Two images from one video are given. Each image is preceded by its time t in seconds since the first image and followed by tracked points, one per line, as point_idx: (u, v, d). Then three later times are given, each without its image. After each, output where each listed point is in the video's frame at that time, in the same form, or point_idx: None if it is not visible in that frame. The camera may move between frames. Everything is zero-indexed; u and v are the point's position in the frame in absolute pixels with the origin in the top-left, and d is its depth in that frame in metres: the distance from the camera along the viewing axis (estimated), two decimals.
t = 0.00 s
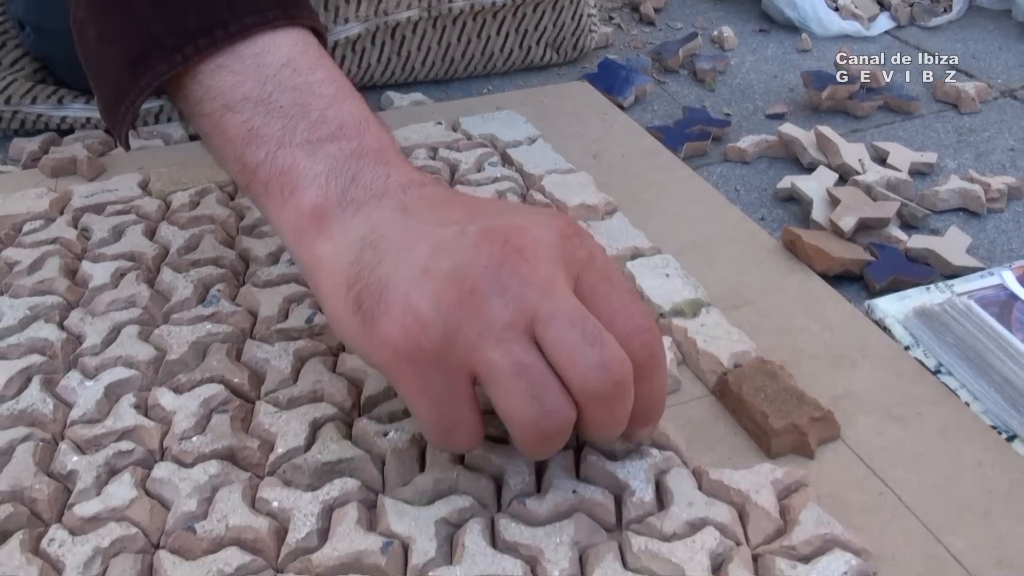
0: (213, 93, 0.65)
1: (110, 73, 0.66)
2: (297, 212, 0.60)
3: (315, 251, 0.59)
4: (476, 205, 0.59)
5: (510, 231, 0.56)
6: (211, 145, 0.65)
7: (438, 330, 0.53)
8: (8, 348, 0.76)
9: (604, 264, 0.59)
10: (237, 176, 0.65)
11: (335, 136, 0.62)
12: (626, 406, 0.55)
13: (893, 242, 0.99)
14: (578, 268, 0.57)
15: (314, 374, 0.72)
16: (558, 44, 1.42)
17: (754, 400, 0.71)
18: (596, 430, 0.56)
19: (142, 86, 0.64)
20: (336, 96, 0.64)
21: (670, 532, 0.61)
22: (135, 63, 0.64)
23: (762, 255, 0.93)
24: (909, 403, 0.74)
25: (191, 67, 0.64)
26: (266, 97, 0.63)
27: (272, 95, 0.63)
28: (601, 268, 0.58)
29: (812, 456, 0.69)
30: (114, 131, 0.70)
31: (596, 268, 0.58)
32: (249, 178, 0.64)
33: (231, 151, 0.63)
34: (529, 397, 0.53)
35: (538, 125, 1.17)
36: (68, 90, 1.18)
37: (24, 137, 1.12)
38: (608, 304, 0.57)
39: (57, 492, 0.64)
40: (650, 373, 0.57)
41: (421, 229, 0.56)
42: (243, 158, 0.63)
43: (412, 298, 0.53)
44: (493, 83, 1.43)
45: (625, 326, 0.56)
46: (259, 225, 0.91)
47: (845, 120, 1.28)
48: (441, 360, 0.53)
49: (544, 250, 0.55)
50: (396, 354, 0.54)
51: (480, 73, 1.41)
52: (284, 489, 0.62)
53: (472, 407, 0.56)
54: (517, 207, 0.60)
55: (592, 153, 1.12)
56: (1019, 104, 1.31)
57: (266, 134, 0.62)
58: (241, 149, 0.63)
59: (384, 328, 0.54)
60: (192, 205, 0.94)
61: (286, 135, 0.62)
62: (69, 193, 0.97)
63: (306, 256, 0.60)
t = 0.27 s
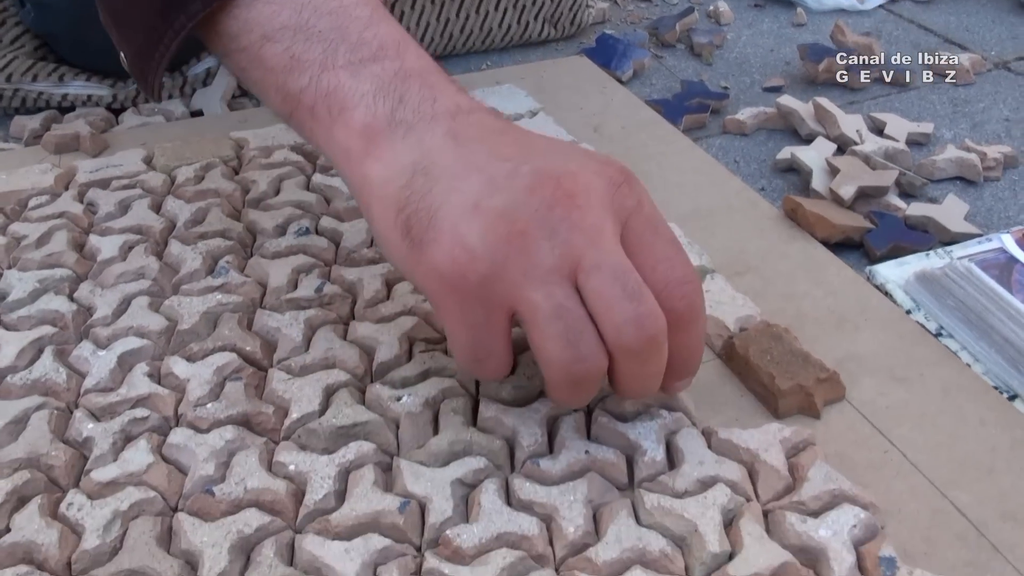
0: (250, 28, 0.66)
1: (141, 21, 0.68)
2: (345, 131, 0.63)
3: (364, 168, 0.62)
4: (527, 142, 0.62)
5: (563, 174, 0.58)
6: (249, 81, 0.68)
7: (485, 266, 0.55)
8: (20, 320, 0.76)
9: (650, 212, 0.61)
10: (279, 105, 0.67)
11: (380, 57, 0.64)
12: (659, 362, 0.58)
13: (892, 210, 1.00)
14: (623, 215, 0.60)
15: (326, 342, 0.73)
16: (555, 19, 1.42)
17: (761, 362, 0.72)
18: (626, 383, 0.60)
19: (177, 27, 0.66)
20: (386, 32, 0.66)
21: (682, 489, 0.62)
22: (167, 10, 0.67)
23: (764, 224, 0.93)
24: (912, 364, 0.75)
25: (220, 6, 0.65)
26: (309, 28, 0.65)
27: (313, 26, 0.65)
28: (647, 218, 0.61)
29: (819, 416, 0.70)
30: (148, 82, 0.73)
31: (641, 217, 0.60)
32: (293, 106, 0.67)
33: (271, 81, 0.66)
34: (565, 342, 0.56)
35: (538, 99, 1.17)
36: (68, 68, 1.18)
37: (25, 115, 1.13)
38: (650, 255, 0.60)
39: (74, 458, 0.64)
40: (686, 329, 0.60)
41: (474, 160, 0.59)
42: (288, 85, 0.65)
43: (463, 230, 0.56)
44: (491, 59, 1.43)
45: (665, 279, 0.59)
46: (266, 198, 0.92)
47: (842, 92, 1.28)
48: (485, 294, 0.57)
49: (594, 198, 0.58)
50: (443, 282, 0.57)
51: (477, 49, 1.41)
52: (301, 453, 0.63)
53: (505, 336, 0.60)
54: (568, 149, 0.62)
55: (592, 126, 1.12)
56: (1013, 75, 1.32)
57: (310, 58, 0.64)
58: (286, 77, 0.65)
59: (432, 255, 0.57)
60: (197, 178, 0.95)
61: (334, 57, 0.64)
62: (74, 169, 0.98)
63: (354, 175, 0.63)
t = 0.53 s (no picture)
0: None
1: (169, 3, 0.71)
2: (373, 96, 0.66)
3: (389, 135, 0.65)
4: (551, 127, 0.63)
5: (586, 163, 0.60)
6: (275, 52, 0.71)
7: (500, 245, 0.58)
8: (39, 302, 0.78)
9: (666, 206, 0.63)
10: (303, 70, 0.70)
11: (407, 26, 0.68)
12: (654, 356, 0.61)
13: (887, 189, 1.01)
14: (638, 209, 0.62)
15: (342, 321, 0.74)
16: (554, 4, 1.44)
17: (765, 334, 0.74)
18: (620, 371, 0.62)
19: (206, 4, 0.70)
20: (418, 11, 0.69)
21: (692, 457, 0.64)
22: None
23: (764, 203, 0.95)
24: (911, 336, 0.77)
25: None
26: None
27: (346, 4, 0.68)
28: (660, 213, 0.63)
29: (822, 387, 0.72)
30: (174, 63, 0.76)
31: (654, 213, 0.62)
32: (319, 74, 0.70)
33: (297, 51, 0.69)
34: (567, 326, 0.58)
35: (538, 83, 1.19)
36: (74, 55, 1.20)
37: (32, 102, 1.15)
38: (659, 250, 0.62)
39: (100, 435, 0.66)
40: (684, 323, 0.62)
41: (497, 138, 0.61)
42: (315, 54, 0.68)
43: (482, 207, 0.58)
44: (490, 45, 1.44)
45: (669, 276, 0.61)
46: (276, 181, 0.94)
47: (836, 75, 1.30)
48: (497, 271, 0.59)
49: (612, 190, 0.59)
50: (456, 254, 0.60)
51: (477, 34, 1.42)
52: (322, 426, 0.65)
53: (511, 314, 0.62)
54: (590, 137, 0.64)
55: (593, 109, 1.14)
56: (1003, 57, 1.34)
57: (337, 27, 0.68)
58: (314, 45, 0.68)
59: (448, 228, 0.60)
60: (207, 163, 0.97)
61: (364, 25, 0.67)
62: (84, 155, 1.00)
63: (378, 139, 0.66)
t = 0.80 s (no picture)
0: None
1: None
2: (398, 82, 0.68)
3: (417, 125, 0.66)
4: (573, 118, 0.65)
5: (608, 157, 0.62)
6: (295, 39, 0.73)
7: (524, 237, 0.60)
8: (62, 287, 0.80)
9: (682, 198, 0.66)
10: (326, 56, 0.72)
11: (431, 15, 0.69)
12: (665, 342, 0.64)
13: (879, 173, 1.05)
14: (654, 201, 0.64)
15: (359, 301, 0.77)
16: None
17: (767, 310, 0.77)
18: (632, 354, 0.66)
19: None
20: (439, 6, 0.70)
21: (700, 426, 0.67)
22: None
23: (762, 187, 0.98)
24: (905, 312, 0.80)
25: None
26: None
27: None
28: (674, 205, 0.65)
29: (821, 359, 0.75)
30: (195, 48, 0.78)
31: (670, 204, 0.65)
32: (343, 59, 0.71)
33: (319, 37, 0.71)
34: (585, 313, 0.62)
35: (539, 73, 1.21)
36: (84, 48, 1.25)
37: (41, 94, 1.18)
38: (673, 240, 0.65)
39: (129, 412, 0.68)
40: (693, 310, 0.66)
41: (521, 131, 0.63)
42: (341, 40, 0.70)
43: (508, 202, 0.61)
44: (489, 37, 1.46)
45: (680, 266, 0.64)
46: (288, 169, 0.97)
47: (828, 63, 1.33)
48: (521, 262, 0.62)
49: (632, 185, 0.62)
50: (482, 246, 0.63)
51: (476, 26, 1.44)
52: (345, 401, 0.67)
53: (533, 300, 0.65)
54: (610, 127, 0.66)
55: (593, 97, 1.16)
56: (990, 45, 1.37)
57: (362, 14, 0.69)
58: (338, 31, 0.69)
59: (473, 220, 0.63)
60: (219, 152, 1.00)
61: (390, 12, 0.68)
62: (98, 146, 1.02)
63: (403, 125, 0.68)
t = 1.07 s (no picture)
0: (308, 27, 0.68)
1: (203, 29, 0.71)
2: (401, 128, 0.69)
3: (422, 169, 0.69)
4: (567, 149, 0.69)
5: (603, 181, 0.65)
6: (304, 80, 0.71)
7: (534, 270, 0.64)
8: (93, 306, 0.83)
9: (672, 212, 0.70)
10: (330, 101, 0.71)
11: (430, 62, 0.69)
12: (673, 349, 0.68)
13: (873, 191, 1.09)
14: (650, 218, 0.68)
15: (381, 318, 0.80)
16: (552, 21, 1.51)
17: (770, 323, 0.81)
18: (641, 365, 0.70)
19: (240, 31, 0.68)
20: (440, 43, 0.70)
21: (710, 433, 0.70)
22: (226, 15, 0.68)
23: (763, 206, 1.02)
24: (901, 323, 0.84)
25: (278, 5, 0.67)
26: (366, 33, 0.68)
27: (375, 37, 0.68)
28: (668, 220, 0.69)
29: (823, 369, 0.79)
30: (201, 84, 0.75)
31: (662, 220, 0.69)
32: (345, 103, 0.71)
33: (329, 84, 0.69)
34: (596, 332, 0.65)
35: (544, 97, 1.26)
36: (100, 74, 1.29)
37: (59, 120, 1.22)
38: (670, 250, 0.68)
39: (165, 425, 0.71)
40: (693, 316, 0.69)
41: (520, 166, 0.66)
42: (347, 86, 0.68)
43: (517, 237, 0.64)
44: (493, 61, 1.51)
45: (681, 275, 0.68)
46: (305, 191, 1.01)
47: (821, 85, 1.38)
48: (534, 292, 0.65)
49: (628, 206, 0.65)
50: (495, 279, 0.66)
51: (479, 52, 1.49)
52: (372, 412, 0.70)
53: (546, 326, 0.69)
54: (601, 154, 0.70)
55: (597, 119, 1.21)
56: (976, 67, 1.43)
57: (366, 59, 0.68)
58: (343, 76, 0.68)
59: (484, 257, 0.66)
60: (239, 175, 1.04)
61: (392, 59, 0.68)
62: (119, 170, 1.06)
63: (408, 173, 0.70)
